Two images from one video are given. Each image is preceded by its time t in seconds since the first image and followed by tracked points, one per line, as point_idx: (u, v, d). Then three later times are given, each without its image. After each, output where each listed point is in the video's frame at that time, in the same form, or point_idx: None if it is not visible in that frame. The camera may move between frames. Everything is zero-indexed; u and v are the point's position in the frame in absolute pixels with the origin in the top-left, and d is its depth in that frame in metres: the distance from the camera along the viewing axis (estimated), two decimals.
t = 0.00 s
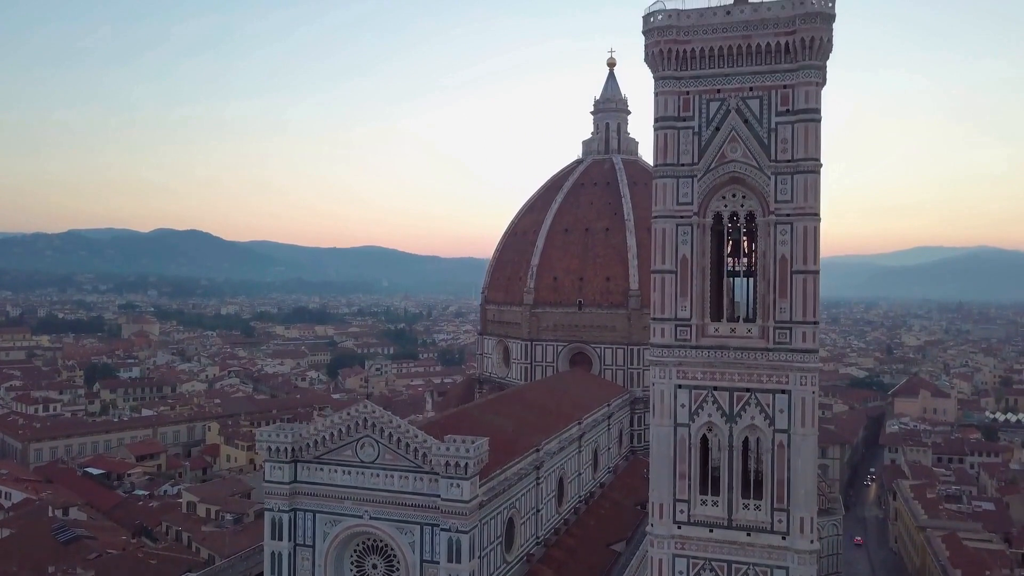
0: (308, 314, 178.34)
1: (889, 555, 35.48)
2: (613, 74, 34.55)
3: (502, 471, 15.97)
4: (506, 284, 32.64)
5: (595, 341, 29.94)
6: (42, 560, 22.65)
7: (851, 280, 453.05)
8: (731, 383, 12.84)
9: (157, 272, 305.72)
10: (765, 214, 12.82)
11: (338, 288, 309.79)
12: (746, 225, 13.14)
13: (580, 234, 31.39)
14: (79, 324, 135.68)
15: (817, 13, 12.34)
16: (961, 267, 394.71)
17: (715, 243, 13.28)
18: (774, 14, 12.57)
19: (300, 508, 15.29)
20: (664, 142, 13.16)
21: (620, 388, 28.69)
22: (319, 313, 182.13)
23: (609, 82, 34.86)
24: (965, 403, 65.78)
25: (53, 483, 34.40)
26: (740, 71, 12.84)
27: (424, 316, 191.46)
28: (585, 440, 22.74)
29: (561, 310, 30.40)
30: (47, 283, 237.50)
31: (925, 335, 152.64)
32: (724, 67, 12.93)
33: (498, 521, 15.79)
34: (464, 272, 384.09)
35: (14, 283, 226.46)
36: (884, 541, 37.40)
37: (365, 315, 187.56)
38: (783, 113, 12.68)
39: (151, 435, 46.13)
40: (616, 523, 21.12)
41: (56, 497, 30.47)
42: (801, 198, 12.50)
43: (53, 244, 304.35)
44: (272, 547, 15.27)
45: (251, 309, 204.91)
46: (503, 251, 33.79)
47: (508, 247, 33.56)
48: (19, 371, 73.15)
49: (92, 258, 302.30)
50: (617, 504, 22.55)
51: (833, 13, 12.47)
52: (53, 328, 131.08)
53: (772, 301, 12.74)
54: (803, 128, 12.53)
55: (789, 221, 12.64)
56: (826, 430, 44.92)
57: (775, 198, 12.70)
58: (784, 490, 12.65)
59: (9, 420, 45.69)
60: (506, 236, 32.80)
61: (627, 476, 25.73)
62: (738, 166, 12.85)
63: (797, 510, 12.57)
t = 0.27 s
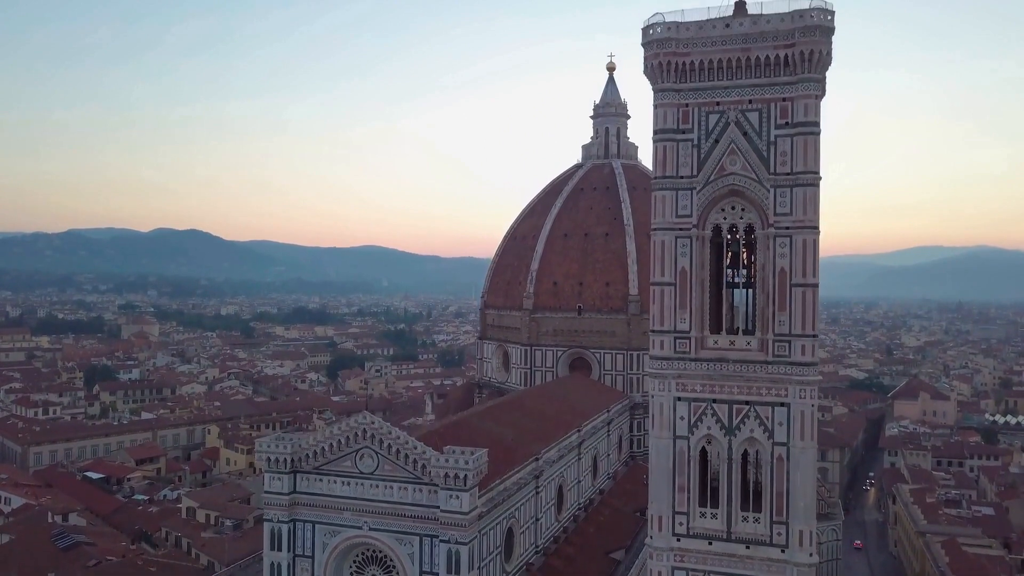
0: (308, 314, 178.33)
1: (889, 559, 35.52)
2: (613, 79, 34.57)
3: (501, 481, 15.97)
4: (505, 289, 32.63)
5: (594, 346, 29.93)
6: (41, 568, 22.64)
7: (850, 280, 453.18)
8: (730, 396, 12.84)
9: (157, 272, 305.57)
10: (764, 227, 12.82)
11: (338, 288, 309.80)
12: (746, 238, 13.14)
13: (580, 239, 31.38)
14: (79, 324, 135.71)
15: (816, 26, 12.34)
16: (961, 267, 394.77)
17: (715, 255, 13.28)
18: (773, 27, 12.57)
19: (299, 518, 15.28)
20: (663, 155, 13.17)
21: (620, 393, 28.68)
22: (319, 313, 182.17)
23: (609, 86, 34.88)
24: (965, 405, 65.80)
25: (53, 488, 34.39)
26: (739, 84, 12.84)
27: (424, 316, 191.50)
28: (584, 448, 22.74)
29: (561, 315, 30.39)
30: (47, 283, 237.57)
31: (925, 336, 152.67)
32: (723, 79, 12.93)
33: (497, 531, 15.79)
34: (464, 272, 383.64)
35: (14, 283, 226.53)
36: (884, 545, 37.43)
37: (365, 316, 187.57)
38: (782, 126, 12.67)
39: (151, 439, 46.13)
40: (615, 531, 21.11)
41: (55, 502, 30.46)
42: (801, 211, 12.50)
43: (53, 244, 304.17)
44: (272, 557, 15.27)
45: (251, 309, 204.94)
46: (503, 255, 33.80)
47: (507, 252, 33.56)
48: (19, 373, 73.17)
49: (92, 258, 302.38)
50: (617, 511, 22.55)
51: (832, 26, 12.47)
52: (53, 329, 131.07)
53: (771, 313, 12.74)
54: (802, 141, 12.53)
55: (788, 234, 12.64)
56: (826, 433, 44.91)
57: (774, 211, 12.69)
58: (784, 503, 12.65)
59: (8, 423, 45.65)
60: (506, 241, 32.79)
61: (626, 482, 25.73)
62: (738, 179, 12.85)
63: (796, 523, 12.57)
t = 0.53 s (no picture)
0: (309, 314, 178.32)
1: (888, 563, 35.57)
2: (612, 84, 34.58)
3: (500, 492, 15.97)
4: (504, 294, 32.63)
5: (594, 351, 29.94)
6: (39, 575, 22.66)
7: (851, 280, 453.16)
8: (729, 408, 12.84)
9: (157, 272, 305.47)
10: (763, 239, 12.83)
11: (337, 288, 309.73)
12: (744, 251, 13.15)
13: (579, 245, 31.37)
14: (79, 325, 135.61)
15: (815, 40, 12.35)
16: (961, 267, 394.86)
17: (714, 267, 13.28)
18: (772, 39, 12.57)
19: (298, 529, 15.28)
20: (662, 168, 13.18)
21: (619, 399, 28.70)
22: (319, 313, 182.20)
23: (608, 91, 34.90)
24: (965, 407, 65.80)
25: (53, 493, 34.39)
26: (739, 97, 12.84)
27: (424, 317, 191.29)
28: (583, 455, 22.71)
29: (560, 320, 30.40)
30: (47, 283, 237.49)
31: (925, 337, 152.58)
32: (722, 92, 12.93)
33: (496, 541, 15.80)
34: (464, 272, 383.63)
35: (14, 283, 226.42)
36: (883, 549, 37.46)
37: (365, 316, 187.51)
38: (781, 139, 12.68)
39: (151, 442, 46.14)
40: (614, 538, 21.12)
41: (55, 508, 30.46)
42: (800, 224, 12.51)
43: (52, 243, 304.04)
44: (271, 568, 15.28)
45: (251, 309, 204.93)
46: (502, 260, 33.79)
47: (506, 257, 33.57)
48: (19, 375, 73.12)
49: (92, 258, 302.29)
50: (616, 518, 22.57)
51: (831, 39, 12.49)
52: (53, 329, 131.04)
53: (771, 326, 12.74)
54: (801, 154, 12.53)
55: (787, 246, 12.64)
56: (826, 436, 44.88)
57: (773, 224, 12.70)
58: (783, 515, 12.66)
59: (8, 426, 45.69)
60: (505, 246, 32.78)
61: (625, 489, 25.74)
62: (737, 191, 12.85)
63: (795, 536, 12.58)
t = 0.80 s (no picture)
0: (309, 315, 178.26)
1: (887, 567, 35.56)
2: (612, 88, 34.58)
3: (499, 502, 15.97)
4: (504, 298, 32.63)
5: (593, 356, 29.93)
6: None
7: (851, 280, 453.17)
8: (728, 420, 12.84)
9: (157, 272, 305.31)
10: (763, 251, 12.82)
11: (337, 288, 309.67)
12: (744, 262, 13.14)
13: (579, 249, 31.37)
14: (79, 326, 135.54)
15: (815, 51, 12.35)
16: (961, 267, 394.93)
17: (713, 278, 13.28)
18: (771, 51, 12.57)
19: (298, 538, 15.28)
20: (661, 179, 13.18)
21: (619, 404, 28.69)
22: (319, 314, 182.11)
23: (608, 95, 34.90)
24: (965, 409, 65.81)
25: (53, 498, 34.35)
26: (738, 108, 12.83)
27: (425, 317, 191.22)
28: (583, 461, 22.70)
29: (559, 325, 30.39)
30: (47, 283, 237.41)
31: (925, 337, 152.46)
32: (721, 103, 12.93)
33: (496, 551, 15.80)
34: (464, 272, 383.69)
35: (14, 284, 226.29)
36: (883, 552, 37.43)
37: (365, 317, 187.47)
38: (781, 150, 12.66)
39: (150, 445, 46.12)
40: (614, 545, 21.11)
41: (55, 513, 30.43)
42: (799, 236, 12.50)
43: (52, 243, 303.90)
44: None
45: (251, 309, 204.89)
46: (501, 264, 33.79)
47: (506, 261, 33.56)
48: (19, 377, 73.08)
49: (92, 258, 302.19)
50: (615, 524, 22.57)
51: (831, 51, 12.49)
52: (52, 330, 130.98)
53: (770, 337, 12.74)
54: (800, 166, 12.53)
55: (786, 258, 12.64)
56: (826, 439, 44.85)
57: (772, 235, 12.69)
58: (782, 527, 12.66)
59: (8, 429, 45.69)
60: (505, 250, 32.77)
61: (625, 495, 25.73)
62: (736, 203, 12.85)
63: (794, 547, 12.59)
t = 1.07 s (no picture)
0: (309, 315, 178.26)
1: (887, 571, 35.55)
2: (611, 92, 34.59)
3: (498, 512, 15.98)
4: (504, 303, 32.62)
5: (593, 361, 29.91)
6: None
7: (851, 280, 453.21)
8: (728, 433, 12.85)
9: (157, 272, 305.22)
10: (762, 264, 12.83)
11: (337, 288, 309.66)
12: (743, 274, 13.14)
13: (579, 255, 31.35)
14: (79, 327, 135.43)
15: (814, 65, 12.36)
16: (961, 267, 394.84)
17: (712, 291, 13.29)
18: (770, 64, 12.58)
19: (297, 549, 15.28)
20: (661, 191, 13.17)
21: (618, 410, 28.68)
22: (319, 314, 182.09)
23: (608, 100, 34.92)
24: (964, 411, 65.84)
25: (53, 503, 34.33)
26: (738, 120, 12.83)
27: (425, 317, 191.22)
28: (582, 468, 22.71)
29: (559, 330, 30.38)
30: (47, 283, 237.34)
31: (925, 338, 152.50)
32: (720, 115, 12.92)
33: (495, 562, 15.81)
34: (464, 272, 383.77)
35: (14, 283, 226.28)
36: (882, 556, 37.41)
37: (364, 317, 187.43)
38: (780, 163, 12.66)
39: (150, 449, 46.08)
40: (613, 552, 21.13)
41: (55, 519, 30.42)
42: (799, 249, 12.50)
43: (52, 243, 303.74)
44: None
45: (250, 309, 204.86)
46: (501, 269, 33.77)
47: (506, 266, 33.54)
48: (19, 379, 73.02)
49: (92, 258, 302.05)
50: (614, 532, 22.56)
51: (830, 65, 12.50)
52: (52, 331, 130.94)
53: (769, 351, 12.74)
54: (800, 179, 12.52)
55: (785, 271, 12.65)
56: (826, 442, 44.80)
57: (772, 248, 12.69)
58: (781, 540, 12.67)
59: (8, 433, 45.67)
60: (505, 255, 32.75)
61: (624, 501, 25.72)
62: (735, 215, 12.85)
63: (793, 560, 12.60)
